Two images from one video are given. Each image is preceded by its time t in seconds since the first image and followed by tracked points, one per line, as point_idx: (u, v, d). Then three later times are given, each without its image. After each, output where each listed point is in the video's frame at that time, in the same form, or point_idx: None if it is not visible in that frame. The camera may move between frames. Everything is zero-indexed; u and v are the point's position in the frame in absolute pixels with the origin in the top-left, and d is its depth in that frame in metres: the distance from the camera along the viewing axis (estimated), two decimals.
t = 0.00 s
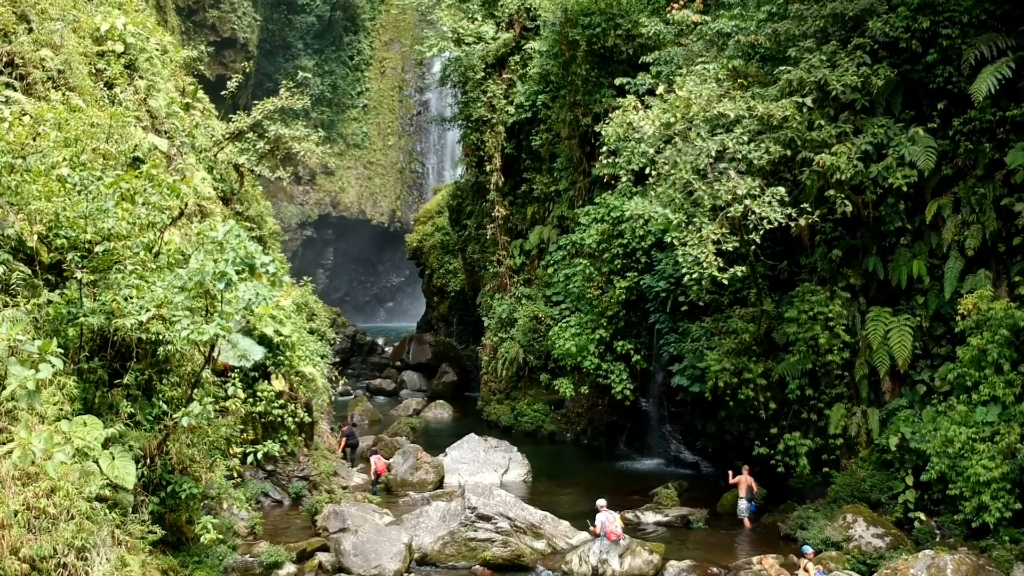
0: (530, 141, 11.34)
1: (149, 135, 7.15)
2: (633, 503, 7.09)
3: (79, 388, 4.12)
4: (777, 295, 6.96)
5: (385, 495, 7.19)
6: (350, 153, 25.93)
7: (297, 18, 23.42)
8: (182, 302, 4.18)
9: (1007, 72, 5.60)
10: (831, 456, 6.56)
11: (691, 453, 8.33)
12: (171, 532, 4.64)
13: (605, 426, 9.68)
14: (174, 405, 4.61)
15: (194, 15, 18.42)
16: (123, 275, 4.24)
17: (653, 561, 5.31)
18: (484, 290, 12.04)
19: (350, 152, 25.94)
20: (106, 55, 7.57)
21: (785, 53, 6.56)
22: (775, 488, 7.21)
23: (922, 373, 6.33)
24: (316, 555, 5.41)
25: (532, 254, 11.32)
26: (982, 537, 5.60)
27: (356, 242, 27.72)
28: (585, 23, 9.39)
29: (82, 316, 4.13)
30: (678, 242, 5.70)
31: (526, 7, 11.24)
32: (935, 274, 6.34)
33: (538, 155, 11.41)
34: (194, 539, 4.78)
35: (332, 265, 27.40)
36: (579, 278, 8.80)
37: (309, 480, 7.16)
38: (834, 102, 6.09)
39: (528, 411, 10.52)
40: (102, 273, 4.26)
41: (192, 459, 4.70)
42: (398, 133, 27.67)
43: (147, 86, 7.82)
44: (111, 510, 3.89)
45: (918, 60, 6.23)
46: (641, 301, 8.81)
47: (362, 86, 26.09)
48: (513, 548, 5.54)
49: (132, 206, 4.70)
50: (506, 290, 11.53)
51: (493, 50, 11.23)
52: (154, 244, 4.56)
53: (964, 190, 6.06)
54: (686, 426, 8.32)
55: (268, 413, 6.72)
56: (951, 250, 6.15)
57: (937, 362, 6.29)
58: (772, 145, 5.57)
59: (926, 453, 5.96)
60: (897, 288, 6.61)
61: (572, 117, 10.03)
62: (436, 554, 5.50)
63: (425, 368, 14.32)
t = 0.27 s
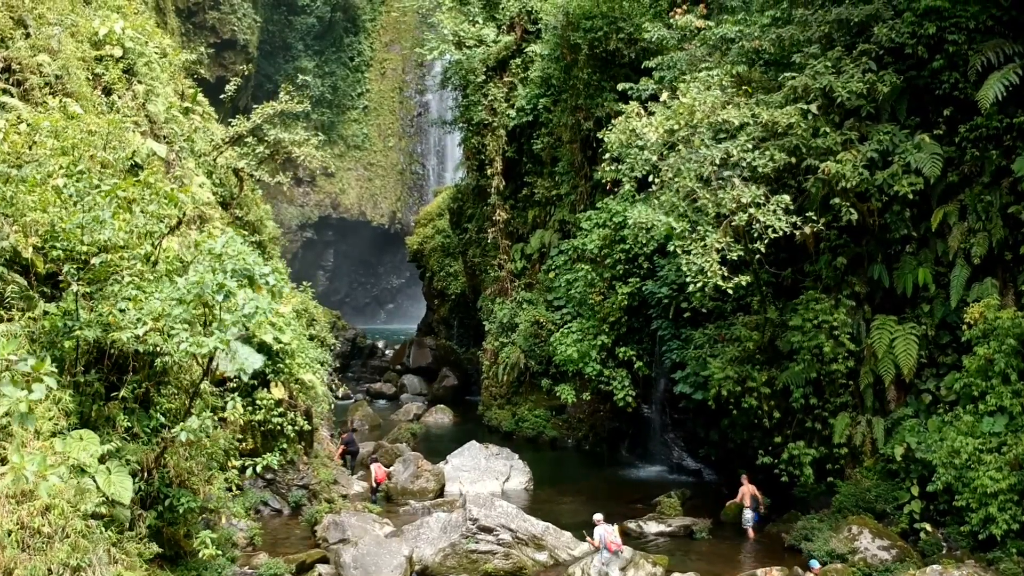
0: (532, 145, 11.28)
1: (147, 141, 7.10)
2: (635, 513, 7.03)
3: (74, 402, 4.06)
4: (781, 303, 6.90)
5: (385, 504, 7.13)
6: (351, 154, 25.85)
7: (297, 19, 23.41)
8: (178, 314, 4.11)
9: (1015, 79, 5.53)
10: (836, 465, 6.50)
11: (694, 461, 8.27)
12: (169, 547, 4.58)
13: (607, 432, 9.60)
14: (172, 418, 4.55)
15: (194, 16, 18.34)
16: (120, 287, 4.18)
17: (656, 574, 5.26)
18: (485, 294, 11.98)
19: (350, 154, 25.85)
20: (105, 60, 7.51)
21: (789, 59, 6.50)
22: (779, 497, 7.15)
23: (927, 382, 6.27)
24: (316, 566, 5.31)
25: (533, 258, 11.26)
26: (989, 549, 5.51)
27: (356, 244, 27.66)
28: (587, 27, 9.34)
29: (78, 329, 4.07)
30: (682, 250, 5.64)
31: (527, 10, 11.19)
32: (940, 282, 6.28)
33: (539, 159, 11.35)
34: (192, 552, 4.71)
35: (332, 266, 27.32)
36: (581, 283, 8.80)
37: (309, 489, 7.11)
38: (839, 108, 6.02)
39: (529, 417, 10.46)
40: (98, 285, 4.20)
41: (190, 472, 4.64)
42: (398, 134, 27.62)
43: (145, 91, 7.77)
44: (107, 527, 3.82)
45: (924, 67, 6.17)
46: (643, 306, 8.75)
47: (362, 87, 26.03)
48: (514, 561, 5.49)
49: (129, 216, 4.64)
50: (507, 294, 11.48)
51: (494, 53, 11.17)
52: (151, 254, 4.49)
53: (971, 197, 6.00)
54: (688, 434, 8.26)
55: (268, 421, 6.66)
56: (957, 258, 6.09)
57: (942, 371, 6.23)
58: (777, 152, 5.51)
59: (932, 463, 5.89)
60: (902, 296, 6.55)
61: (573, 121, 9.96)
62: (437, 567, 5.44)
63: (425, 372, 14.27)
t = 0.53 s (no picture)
0: (533, 150, 11.22)
1: (145, 150, 7.03)
2: (638, 525, 6.97)
3: (70, 422, 4.00)
4: (785, 314, 6.84)
5: (385, 517, 7.07)
6: (350, 157, 25.67)
7: (297, 22, 23.44)
8: (175, 332, 4.05)
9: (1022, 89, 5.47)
10: (841, 478, 6.44)
11: (697, 470, 8.22)
12: (167, 566, 4.52)
13: (609, 440, 9.52)
14: (170, 436, 4.49)
15: (194, 19, 18.26)
16: (115, 304, 4.11)
17: None
18: (486, 300, 11.92)
19: (350, 156, 25.69)
20: (103, 68, 7.45)
21: (794, 68, 6.44)
22: (782, 509, 7.09)
23: (933, 395, 6.21)
24: None
25: (534, 265, 11.19)
26: (996, 565, 5.46)
27: (356, 246, 27.60)
28: (589, 32, 9.28)
29: (74, 348, 4.00)
30: (686, 263, 5.57)
31: (528, 15, 11.13)
32: (946, 293, 6.22)
33: (540, 164, 11.28)
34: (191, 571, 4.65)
35: (332, 269, 27.27)
36: (583, 291, 8.70)
37: (309, 501, 7.06)
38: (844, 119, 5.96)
39: (531, 425, 10.40)
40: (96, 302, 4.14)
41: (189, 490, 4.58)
42: (398, 137, 27.55)
43: (144, 98, 7.71)
44: (103, 550, 3.75)
45: (930, 76, 6.10)
46: (646, 315, 8.69)
47: (362, 89, 25.97)
48: None
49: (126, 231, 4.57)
50: (508, 301, 11.42)
51: (495, 58, 11.11)
52: (147, 270, 4.42)
53: (977, 208, 5.94)
54: (691, 444, 8.20)
55: (267, 434, 6.59)
56: (964, 269, 6.02)
57: (949, 384, 6.16)
58: (782, 164, 5.44)
59: (938, 477, 5.82)
60: (908, 308, 6.48)
61: (575, 127, 9.89)
62: None
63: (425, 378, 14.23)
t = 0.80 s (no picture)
0: (534, 157, 11.15)
1: (144, 162, 6.97)
2: (641, 541, 6.90)
3: (66, 448, 3.94)
4: (790, 328, 6.77)
5: (385, 532, 7.01)
6: (351, 160, 25.69)
7: (297, 24, 23.54)
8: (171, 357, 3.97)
9: None
10: (846, 495, 6.37)
11: (700, 483, 8.15)
12: None
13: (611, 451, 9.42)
14: (168, 459, 4.42)
15: (194, 23, 18.20)
16: (111, 328, 4.04)
17: None
18: (487, 307, 11.86)
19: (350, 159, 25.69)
20: (101, 78, 7.39)
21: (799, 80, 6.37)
22: (787, 525, 7.04)
23: (940, 411, 6.13)
24: None
25: (535, 273, 11.12)
26: None
27: (356, 250, 27.54)
28: (591, 41, 9.22)
29: (68, 375, 3.93)
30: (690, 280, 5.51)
31: (529, 21, 11.07)
32: (953, 308, 6.14)
33: (542, 172, 11.22)
34: None
35: (332, 272, 27.26)
36: (585, 302, 8.63)
37: (309, 517, 7.01)
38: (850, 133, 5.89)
39: (532, 435, 10.33)
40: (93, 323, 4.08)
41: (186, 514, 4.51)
42: (398, 139, 27.48)
43: (142, 109, 7.65)
44: None
45: (937, 89, 6.02)
46: (648, 326, 8.62)
47: (362, 92, 25.92)
48: None
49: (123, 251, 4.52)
50: (509, 309, 11.36)
51: (497, 65, 11.04)
52: (144, 291, 4.35)
53: (985, 222, 5.86)
54: (694, 456, 8.13)
55: (267, 449, 6.52)
56: (971, 284, 5.95)
57: (956, 400, 6.09)
58: (787, 179, 5.38)
59: (945, 496, 5.74)
60: (914, 323, 6.40)
61: (577, 136, 9.82)
62: None
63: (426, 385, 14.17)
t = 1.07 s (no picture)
0: (535, 166, 11.07)
1: (142, 177, 6.90)
2: (645, 560, 6.82)
3: (60, 480, 3.86)
4: (795, 345, 6.69)
5: (385, 550, 6.95)
6: (351, 164, 25.76)
7: (297, 28, 23.52)
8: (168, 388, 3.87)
9: None
10: (851, 514, 6.30)
11: (703, 498, 8.09)
12: None
13: (614, 464, 9.30)
14: (164, 486, 4.33)
15: (193, 28, 18.10)
16: (106, 357, 3.96)
17: None
18: (489, 316, 11.79)
19: (350, 163, 25.71)
20: (99, 91, 7.30)
21: (805, 94, 6.29)
22: (792, 543, 7.01)
23: (947, 430, 6.06)
24: None
25: (537, 282, 11.05)
26: None
27: (357, 254, 27.46)
28: (593, 51, 9.16)
29: (63, 405, 3.85)
30: (695, 300, 5.43)
31: (530, 29, 11.00)
32: (960, 325, 6.07)
33: (543, 181, 11.14)
34: None
35: (332, 276, 27.05)
36: (586, 314, 8.58)
37: (309, 535, 6.94)
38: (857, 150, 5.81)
39: (534, 446, 10.24)
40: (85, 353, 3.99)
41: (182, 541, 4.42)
42: (398, 143, 27.39)
43: (140, 121, 7.59)
44: None
45: (944, 104, 5.94)
46: (650, 339, 8.55)
47: (362, 96, 25.86)
48: None
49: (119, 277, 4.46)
50: (510, 319, 11.28)
51: (497, 73, 10.98)
52: (138, 318, 4.30)
53: (992, 239, 5.78)
54: (698, 471, 8.06)
55: (266, 467, 6.44)
56: (979, 302, 5.87)
57: (963, 419, 6.01)
58: (793, 199, 5.31)
59: (953, 517, 5.66)
60: (921, 340, 6.32)
61: (579, 146, 9.74)
62: None
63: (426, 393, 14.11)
